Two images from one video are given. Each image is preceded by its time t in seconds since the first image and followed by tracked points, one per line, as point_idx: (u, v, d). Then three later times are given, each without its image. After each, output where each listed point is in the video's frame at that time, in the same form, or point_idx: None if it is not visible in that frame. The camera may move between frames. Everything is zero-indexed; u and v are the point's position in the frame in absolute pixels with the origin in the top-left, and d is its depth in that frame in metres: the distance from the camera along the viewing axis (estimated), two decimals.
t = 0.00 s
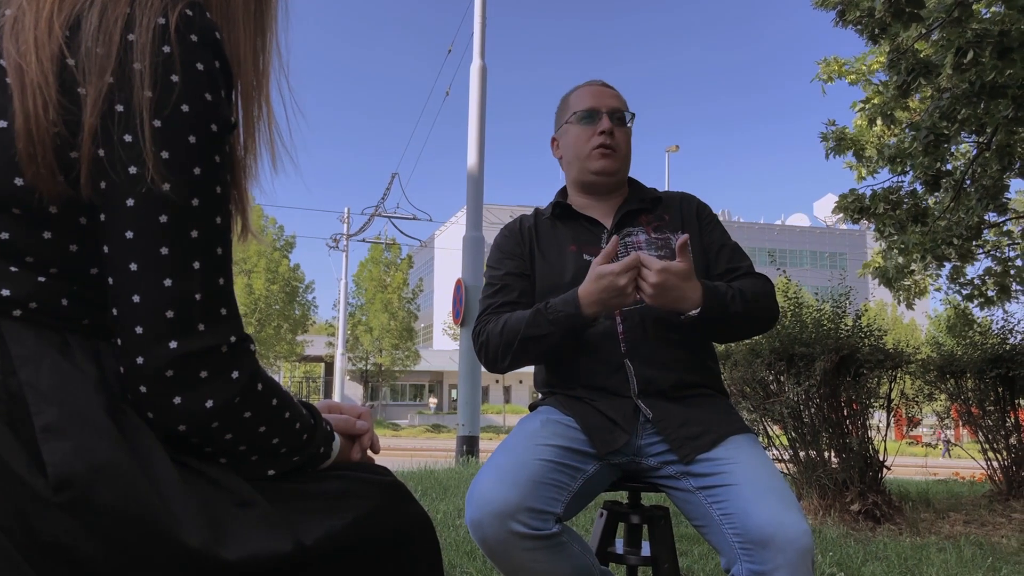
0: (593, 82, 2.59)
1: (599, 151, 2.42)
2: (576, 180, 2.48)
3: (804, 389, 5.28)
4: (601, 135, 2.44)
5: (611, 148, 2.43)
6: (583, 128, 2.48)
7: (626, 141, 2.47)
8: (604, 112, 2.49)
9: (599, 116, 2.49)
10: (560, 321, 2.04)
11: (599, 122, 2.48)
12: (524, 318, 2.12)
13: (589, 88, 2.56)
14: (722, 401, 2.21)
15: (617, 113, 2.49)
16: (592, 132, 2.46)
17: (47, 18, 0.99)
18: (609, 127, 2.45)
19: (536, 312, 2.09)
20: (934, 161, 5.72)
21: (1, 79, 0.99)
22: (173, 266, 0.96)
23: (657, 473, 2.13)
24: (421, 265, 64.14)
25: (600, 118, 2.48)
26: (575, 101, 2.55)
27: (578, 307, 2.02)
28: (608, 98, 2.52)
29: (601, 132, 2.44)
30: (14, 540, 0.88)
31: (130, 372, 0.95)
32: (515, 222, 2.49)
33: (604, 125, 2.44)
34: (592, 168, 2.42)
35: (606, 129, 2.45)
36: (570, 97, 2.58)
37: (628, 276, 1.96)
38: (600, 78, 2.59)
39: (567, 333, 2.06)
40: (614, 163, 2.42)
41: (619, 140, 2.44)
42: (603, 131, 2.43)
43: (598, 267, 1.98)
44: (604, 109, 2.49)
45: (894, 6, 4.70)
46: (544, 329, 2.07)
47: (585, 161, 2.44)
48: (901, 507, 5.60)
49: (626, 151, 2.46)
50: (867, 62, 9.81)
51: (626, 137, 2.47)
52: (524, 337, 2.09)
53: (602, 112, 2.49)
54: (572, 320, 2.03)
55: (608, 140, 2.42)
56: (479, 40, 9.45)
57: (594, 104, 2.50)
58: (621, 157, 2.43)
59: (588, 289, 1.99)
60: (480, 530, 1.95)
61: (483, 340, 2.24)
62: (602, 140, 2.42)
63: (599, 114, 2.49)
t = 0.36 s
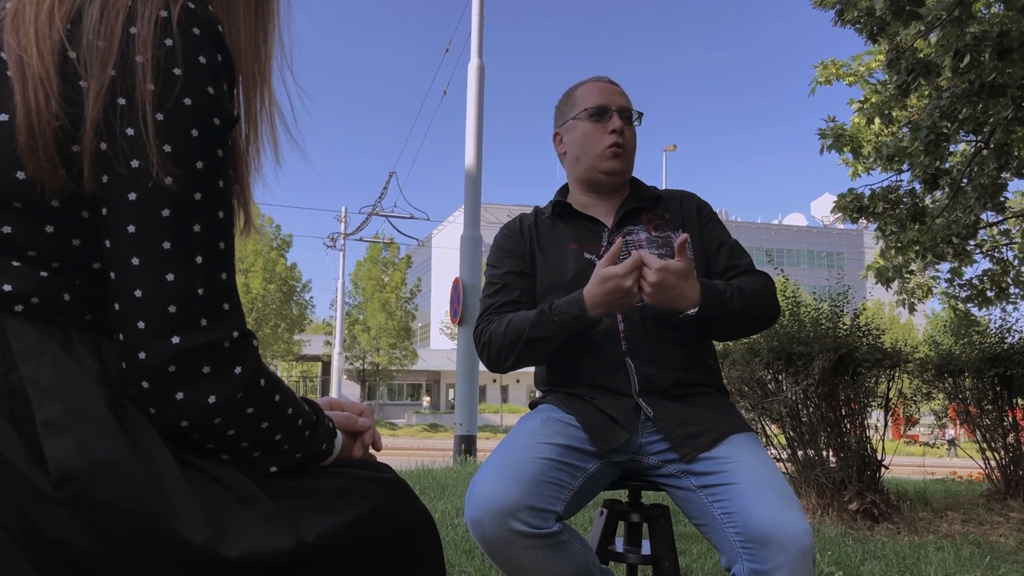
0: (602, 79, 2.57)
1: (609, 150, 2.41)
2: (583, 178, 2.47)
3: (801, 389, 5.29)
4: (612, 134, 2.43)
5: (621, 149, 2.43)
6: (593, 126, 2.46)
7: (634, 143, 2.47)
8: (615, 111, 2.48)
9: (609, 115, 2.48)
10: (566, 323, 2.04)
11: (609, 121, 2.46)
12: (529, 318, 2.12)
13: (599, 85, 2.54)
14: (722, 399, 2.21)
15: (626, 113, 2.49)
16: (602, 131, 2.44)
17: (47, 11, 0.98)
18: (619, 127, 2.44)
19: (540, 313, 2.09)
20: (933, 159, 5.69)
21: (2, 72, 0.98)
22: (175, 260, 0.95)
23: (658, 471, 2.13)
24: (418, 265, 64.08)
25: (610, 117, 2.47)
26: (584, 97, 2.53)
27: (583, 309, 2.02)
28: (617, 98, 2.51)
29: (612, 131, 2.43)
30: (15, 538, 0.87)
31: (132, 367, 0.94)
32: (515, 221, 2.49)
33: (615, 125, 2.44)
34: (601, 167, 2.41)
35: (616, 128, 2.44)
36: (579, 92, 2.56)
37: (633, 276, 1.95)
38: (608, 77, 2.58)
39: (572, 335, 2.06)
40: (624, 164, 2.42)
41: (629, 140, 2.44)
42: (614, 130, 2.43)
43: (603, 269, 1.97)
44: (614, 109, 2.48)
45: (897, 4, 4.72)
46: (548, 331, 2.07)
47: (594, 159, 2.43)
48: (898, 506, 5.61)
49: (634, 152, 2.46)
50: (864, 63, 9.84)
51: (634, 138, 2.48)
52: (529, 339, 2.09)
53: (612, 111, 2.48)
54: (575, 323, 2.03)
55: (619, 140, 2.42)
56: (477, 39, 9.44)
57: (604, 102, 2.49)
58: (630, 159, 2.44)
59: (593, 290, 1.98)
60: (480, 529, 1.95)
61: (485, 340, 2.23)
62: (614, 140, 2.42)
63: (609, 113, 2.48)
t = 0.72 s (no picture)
0: (568, 81, 2.60)
1: (575, 150, 2.44)
2: (566, 182, 2.51)
3: (800, 387, 5.30)
4: (574, 134, 2.46)
5: (586, 144, 2.44)
6: (559, 132, 2.52)
7: (604, 132, 2.45)
8: (576, 109, 2.49)
9: (572, 114, 2.50)
10: (565, 319, 2.04)
11: (572, 121, 2.50)
12: (529, 312, 2.12)
13: (564, 87, 2.57)
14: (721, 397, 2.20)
15: (590, 106, 2.49)
16: (567, 133, 2.48)
17: (46, 5, 0.98)
18: (580, 123, 2.46)
19: (540, 308, 2.09)
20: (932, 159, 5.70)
21: None
22: (174, 256, 0.95)
23: (656, 469, 2.13)
24: (415, 264, 64.05)
25: (574, 116, 2.49)
26: (553, 105, 2.59)
27: (581, 305, 2.02)
28: (581, 92, 2.52)
29: (574, 131, 2.46)
30: (13, 535, 0.86)
31: (131, 363, 0.94)
32: (517, 215, 2.49)
33: (576, 124, 2.46)
34: (573, 168, 2.44)
35: (578, 126, 2.46)
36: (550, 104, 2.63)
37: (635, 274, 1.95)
38: (577, 73, 2.60)
39: (571, 331, 2.05)
40: (593, 158, 2.42)
41: (594, 133, 2.44)
42: (574, 129, 2.45)
43: (604, 265, 1.97)
44: (577, 106, 2.50)
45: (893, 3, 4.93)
46: (548, 326, 2.07)
47: (566, 164, 2.47)
48: (897, 504, 5.62)
49: (605, 141, 2.44)
50: (861, 62, 9.85)
51: (603, 127, 2.46)
52: (527, 334, 2.09)
53: (574, 109, 2.50)
54: (574, 318, 2.03)
55: (580, 138, 2.44)
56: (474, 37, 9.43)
57: (567, 103, 2.52)
58: (599, 149, 2.42)
59: (593, 286, 1.98)
60: (479, 527, 1.95)
61: (484, 334, 2.23)
62: (575, 138, 2.44)
63: (571, 113, 2.51)
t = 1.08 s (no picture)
0: (566, 79, 2.59)
1: (579, 149, 2.43)
2: (569, 181, 2.49)
3: (798, 385, 5.31)
4: (579, 133, 2.45)
5: (591, 143, 2.43)
6: (562, 131, 2.51)
7: (608, 131, 2.46)
8: (579, 107, 2.49)
9: (575, 113, 2.50)
10: (563, 318, 2.04)
11: (575, 120, 2.49)
12: (527, 310, 2.11)
13: (564, 85, 2.57)
14: (720, 395, 2.20)
15: (593, 104, 2.49)
16: (570, 132, 2.47)
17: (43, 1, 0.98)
18: (585, 122, 2.45)
19: (539, 306, 2.09)
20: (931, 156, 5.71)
21: None
22: (173, 253, 0.95)
23: (656, 468, 2.12)
24: (414, 263, 64.01)
25: (577, 115, 2.49)
26: (553, 103, 2.58)
27: (580, 304, 2.02)
28: (582, 91, 2.52)
29: (579, 130, 2.45)
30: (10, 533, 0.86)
31: (130, 361, 0.94)
32: (516, 212, 2.48)
33: (580, 122, 2.46)
34: (577, 166, 2.43)
35: (582, 125, 2.45)
36: (549, 102, 2.61)
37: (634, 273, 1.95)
38: (575, 71, 2.59)
39: (569, 330, 2.05)
40: (598, 157, 2.41)
41: (599, 132, 2.44)
42: (578, 128, 2.45)
43: (603, 264, 1.97)
44: (580, 105, 2.50)
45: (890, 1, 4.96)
46: (547, 325, 2.07)
47: (570, 163, 2.46)
48: (895, 503, 5.63)
49: (609, 140, 2.44)
50: (860, 62, 9.85)
51: (607, 126, 2.46)
52: (524, 332, 2.09)
53: (576, 108, 2.49)
54: (574, 317, 2.03)
55: (586, 136, 2.43)
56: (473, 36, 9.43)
57: (569, 102, 2.51)
58: (605, 148, 2.42)
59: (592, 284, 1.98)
60: (479, 525, 1.94)
61: (482, 331, 2.23)
62: (580, 137, 2.43)
63: (573, 112, 2.50)
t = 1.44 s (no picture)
0: (561, 80, 2.58)
1: (582, 150, 2.43)
2: (572, 181, 2.49)
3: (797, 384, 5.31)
4: (580, 134, 2.44)
5: (593, 143, 2.43)
6: (562, 132, 2.50)
7: (608, 130, 2.45)
8: (578, 109, 2.48)
9: (574, 114, 2.49)
10: (564, 301, 2.04)
11: (575, 121, 2.48)
12: (527, 298, 2.11)
13: (559, 88, 2.56)
14: (720, 394, 2.20)
15: (592, 105, 2.48)
16: (571, 134, 2.46)
17: None
18: (586, 123, 2.44)
19: (539, 292, 2.09)
20: (929, 154, 5.72)
21: None
22: (172, 253, 0.94)
23: (655, 466, 2.13)
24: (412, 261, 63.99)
25: (576, 116, 2.48)
26: (551, 106, 2.57)
27: (581, 285, 2.03)
28: (579, 92, 2.51)
29: (580, 131, 2.44)
30: (10, 532, 0.86)
31: (129, 360, 0.94)
32: (518, 208, 2.48)
33: (581, 124, 2.44)
34: (581, 168, 2.43)
35: (583, 126, 2.44)
36: (545, 104, 2.60)
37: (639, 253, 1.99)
38: (571, 72, 2.59)
39: (569, 314, 2.05)
40: (602, 157, 2.41)
41: (600, 132, 2.43)
42: (579, 129, 2.44)
43: (608, 244, 2.00)
44: (578, 106, 2.49)
45: None
46: (547, 310, 2.07)
47: (573, 164, 2.46)
48: (893, 502, 5.64)
49: (610, 139, 2.44)
50: (858, 62, 9.87)
51: (607, 126, 2.46)
52: (525, 318, 2.09)
53: (576, 109, 2.48)
54: (575, 299, 2.03)
55: (587, 138, 2.43)
56: (472, 35, 9.42)
57: (567, 104, 2.50)
58: (607, 148, 2.42)
59: (596, 263, 2.00)
60: (479, 523, 1.95)
61: (483, 322, 2.23)
62: (582, 139, 2.43)
63: (573, 113, 2.49)
